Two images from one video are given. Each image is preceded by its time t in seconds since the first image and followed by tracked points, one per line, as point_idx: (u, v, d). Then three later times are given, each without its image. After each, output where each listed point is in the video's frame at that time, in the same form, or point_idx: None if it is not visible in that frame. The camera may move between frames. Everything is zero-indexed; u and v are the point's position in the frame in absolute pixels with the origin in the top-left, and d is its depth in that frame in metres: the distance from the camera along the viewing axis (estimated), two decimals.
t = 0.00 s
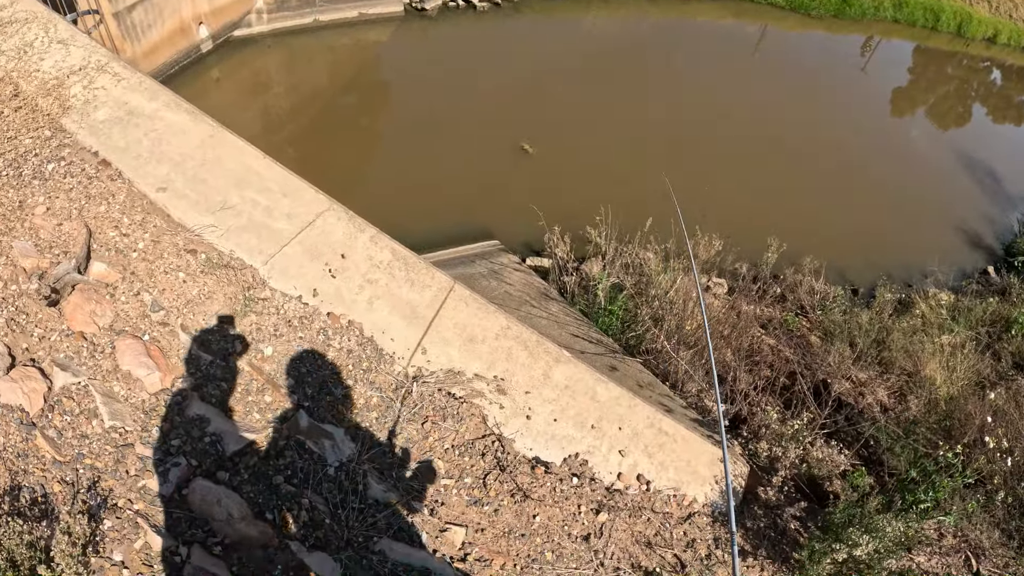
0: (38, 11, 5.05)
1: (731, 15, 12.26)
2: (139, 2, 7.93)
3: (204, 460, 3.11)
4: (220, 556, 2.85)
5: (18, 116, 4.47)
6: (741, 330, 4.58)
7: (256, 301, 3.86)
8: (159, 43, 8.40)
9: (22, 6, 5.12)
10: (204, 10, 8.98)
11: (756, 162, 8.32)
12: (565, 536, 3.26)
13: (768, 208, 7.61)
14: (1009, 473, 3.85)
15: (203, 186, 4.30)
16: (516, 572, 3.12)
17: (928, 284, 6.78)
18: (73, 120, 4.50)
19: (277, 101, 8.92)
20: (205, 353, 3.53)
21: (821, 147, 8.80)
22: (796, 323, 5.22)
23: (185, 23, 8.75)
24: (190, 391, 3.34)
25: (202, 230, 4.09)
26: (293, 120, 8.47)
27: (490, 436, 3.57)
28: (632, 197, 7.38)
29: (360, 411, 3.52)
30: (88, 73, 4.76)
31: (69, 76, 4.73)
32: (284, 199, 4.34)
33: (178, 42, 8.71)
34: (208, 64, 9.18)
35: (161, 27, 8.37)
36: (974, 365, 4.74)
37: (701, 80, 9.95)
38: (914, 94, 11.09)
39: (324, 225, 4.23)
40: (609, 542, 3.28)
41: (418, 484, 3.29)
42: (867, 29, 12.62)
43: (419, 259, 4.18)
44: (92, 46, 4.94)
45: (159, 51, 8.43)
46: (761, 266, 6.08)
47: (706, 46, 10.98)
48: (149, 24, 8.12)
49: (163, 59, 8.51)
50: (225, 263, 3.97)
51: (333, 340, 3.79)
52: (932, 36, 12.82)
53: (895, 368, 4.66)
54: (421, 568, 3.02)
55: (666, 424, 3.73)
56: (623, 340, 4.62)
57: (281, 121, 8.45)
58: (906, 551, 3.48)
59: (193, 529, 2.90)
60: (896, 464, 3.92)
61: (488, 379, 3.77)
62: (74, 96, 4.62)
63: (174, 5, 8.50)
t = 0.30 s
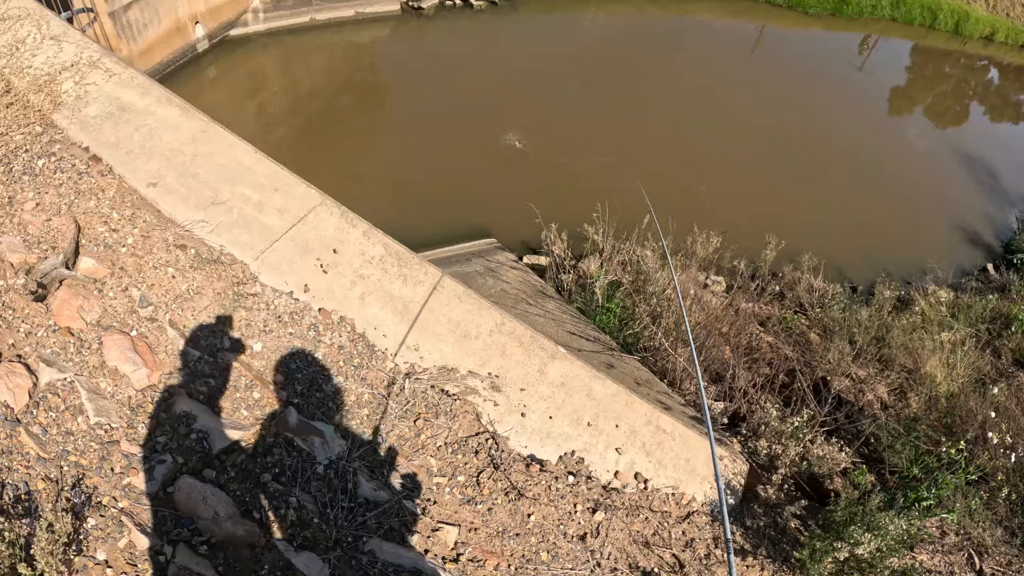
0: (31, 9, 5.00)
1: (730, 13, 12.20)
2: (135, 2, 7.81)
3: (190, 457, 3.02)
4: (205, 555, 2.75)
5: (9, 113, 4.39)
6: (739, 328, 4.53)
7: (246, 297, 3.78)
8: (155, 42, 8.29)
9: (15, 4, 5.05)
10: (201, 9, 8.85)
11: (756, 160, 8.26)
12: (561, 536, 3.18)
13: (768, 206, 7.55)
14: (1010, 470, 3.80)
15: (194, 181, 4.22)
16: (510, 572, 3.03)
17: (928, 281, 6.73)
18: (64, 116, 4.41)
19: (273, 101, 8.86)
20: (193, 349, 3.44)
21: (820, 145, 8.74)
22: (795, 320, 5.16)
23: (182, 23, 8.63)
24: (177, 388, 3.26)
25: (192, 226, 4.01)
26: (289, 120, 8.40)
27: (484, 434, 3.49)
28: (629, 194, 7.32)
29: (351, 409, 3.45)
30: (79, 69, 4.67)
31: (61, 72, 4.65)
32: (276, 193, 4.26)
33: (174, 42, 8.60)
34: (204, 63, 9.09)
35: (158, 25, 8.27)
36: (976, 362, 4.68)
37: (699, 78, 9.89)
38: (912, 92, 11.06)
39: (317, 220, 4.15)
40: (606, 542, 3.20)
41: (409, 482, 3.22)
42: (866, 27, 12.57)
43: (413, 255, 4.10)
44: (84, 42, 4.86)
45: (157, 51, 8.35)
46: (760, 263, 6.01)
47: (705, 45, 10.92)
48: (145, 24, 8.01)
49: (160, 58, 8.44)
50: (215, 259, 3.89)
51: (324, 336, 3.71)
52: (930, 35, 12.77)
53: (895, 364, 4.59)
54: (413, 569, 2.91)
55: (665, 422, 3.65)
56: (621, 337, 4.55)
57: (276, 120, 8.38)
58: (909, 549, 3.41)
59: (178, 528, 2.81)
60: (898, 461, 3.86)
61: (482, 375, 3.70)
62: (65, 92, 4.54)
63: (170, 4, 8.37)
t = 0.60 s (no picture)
0: (21, 12, 4.99)
1: (722, 7, 12.20)
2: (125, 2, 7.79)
3: (185, 458, 3.04)
4: (202, 556, 2.77)
5: None
6: (731, 323, 4.58)
7: (239, 298, 3.80)
8: (146, 42, 8.29)
9: (5, 7, 5.05)
10: (191, 8, 8.84)
11: (749, 155, 8.27)
12: (553, 532, 3.21)
13: (761, 201, 7.57)
14: (1001, 463, 3.82)
15: (186, 183, 4.23)
16: (504, 568, 3.05)
17: (920, 274, 6.75)
18: (55, 119, 4.42)
19: (265, 100, 8.83)
20: (186, 351, 3.46)
21: (813, 140, 8.75)
22: (788, 314, 5.18)
23: (173, 22, 8.62)
24: (172, 389, 3.27)
25: (184, 228, 4.02)
26: (281, 119, 8.38)
27: (477, 432, 3.51)
28: (622, 189, 7.33)
29: (344, 408, 3.47)
30: (70, 72, 4.67)
31: (52, 75, 4.65)
32: (267, 194, 4.28)
33: (165, 41, 8.59)
34: (195, 62, 9.09)
35: (149, 25, 8.25)
36: (967, 355, 4.71)
37: (693, 74, 9.89)
38: (904, 86, 11.08)
39: (308, 221, 4.17)
40: (598, 537, 3.23)
41: (402, 480, 3.24)
42: (858, 21, 12.60)
43: (404, 254, 4.13)
44: (75, 45, 4.86)
45: (148, 50, 8.35)
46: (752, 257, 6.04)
47: (698, 40, 10.92)
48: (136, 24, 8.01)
49: (152, 57, 8.43)
50: (207, 261, 3.90)
51: (316, 336, 3.73)
52: (923, 28, 12.80)
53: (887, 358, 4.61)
54: (407, 567, 2.94)
55: (656, 418, 3.69)
56: (613, 333, 4.57)
57: (269, 120, 8.37)
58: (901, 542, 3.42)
59: (175, 529, 2.83)
60: (891, 455, 3.86)
61: (474, 373, 3.72)
62: (56, 95, 4.54)
63: (161, 3, 8.35)
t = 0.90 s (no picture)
0: (12, 11, 5.00)
1: None
2: None
3: (187, 453, 3.09)
4: (207, 549, 2.83)
5: None
6: (723, 311, 4.63)
7: (236, 295, 3.85)
8: (136, 36, 8.27)
9: None
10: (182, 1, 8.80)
11: (741, 144, 8.29)
12: (549, 520, 3.27)
13: (752, 189, 7.60)
14: (991, 449, 3.83)
15: (181, 181, 4.26)
16: (501, 556, 3.11)
17: (912, 262, 6.80)
18: (49, 119, 4.44)
19: (257, 93, 8.82)
20: (186, 349, 3.51)
21: (806, 127, 8.78)
22: (780, 303, 5.23)
23: (162, 15, 8.60)
24: (172, 386, 3.32)
25: (180, 225, 4.06)
26: (273, 112, 8.38)
27: (473, 422, 3.57)
28: (615, 179, 7.36)
29: (342, 401, 3.51)
30: (62, 70, 4.69)
31: (44, 74, 4.67)
32: (262, 190, 4.31)
33: (155, 35, 8.57)
34: (185, 55, 9.07)
35: (139, 19, 8.23)
36: (958, 342, 4.77)
37: (686, 62, 9.90)
38: (897, 73, 11.12)
39: (303, 216, 4.20)
40: (593, 524, 3.29)
41: (400, 471, 3.29)
42: (851, 8, 12.62)
43: (399, 248, 4.16)
44: (66, 43, 4.87)
45: (138, 45, 8.33)
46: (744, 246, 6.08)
47: (690, 27, 10.91)
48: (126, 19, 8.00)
49: (142, 51, 8.42)
50: (204, 258, 3.95)
51: (313, 331, 3.78)
52: (916, 16, 12.82)
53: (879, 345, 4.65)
54: (407, 555, 3.00)
55: (649, 407, 3.75)
56: (606, 322, 4.62)
57: (261, 113, 8.35)
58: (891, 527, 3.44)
59: (179, 524, 2.89)
60: (881, 441, 3.92)
61: (469, 364, 3.77)
62: (49, 94, 4.56)
63: None
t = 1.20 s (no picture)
0: (3, 5, 4.97)
1: None
2: None
3: (189, 446, 3.12)
4: (210, 541, 2.86)
5: None
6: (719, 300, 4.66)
7: (234, 288, 3.86)
8: (129, 29, 8.26)
9: None
10: None
11: (735, 132, 8.31)
12: (548, 507, 3.31)
13: (745, 178, 7.63)
14: (985, 437, 3.85)
15: (178, 174, 4.27)
16: (501, 543, 3.15)
17: (907, 250, 6.82)
18: (44, 114, 4.44)
19: (251, 85, 8.80)
20: (186, 342, 3.53)
21: (799, 116, 8.80)
22: (775, 290, 5.26)
23: (156, 8, 8.60)
24: (172, 379, 3.35)
25: (178, 219, 4.07)
26: (268, 103, 8.37)
27: (472, 411, 3.60)
28: (610, 168, 7.38)
29: (341, 391, 3.54)
30: (56, 65, 4.68)
31: (38, 69, 4.66)
32: (259, 182, 4.32)
33: (148, 27, 8.55)
34: (178, 47, 9.05)
35: (131, 12, 8.21)
36: (952, 330, 4.82)
37: (679, 51, 9.90)
38: (892, 62, 11.13)
39: (300, 209, 4.21)
40: (592, 511, 3.33)
41: (400, 460, 3.32)
42: None
43: (396, 239, 4.18)
44: (59, 37, 4.84)
45: (131, 37, 8.30)
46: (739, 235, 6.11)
47: (684, 16, 10.90)
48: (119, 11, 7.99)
49: (135, 44, 8.39)
50: (202, 251, 3.96)
51: (312, 322, 3.80)
52: (911, 5, 12.83)
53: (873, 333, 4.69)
54: (408, 544, 3.04)
55: (646, 395, 3.78)
56: (602, 311, 4.65)
57: (255, 104, 8.35)
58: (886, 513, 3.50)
59: (182, 515, 2.92)
60: (876, 428, 3.95)
61: (467, 354, 3.80)
62: (44, 89, 4.56)
63: None
